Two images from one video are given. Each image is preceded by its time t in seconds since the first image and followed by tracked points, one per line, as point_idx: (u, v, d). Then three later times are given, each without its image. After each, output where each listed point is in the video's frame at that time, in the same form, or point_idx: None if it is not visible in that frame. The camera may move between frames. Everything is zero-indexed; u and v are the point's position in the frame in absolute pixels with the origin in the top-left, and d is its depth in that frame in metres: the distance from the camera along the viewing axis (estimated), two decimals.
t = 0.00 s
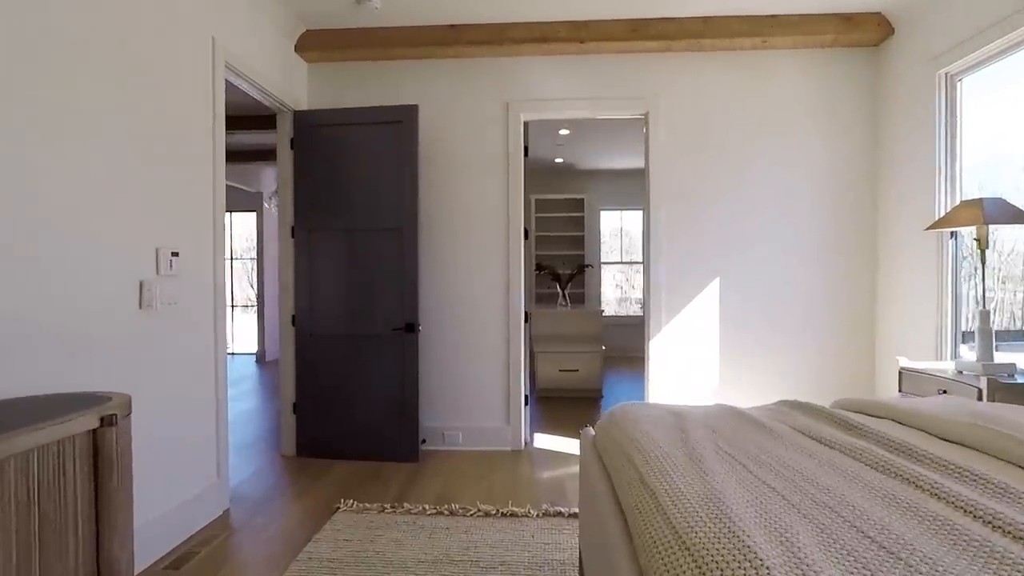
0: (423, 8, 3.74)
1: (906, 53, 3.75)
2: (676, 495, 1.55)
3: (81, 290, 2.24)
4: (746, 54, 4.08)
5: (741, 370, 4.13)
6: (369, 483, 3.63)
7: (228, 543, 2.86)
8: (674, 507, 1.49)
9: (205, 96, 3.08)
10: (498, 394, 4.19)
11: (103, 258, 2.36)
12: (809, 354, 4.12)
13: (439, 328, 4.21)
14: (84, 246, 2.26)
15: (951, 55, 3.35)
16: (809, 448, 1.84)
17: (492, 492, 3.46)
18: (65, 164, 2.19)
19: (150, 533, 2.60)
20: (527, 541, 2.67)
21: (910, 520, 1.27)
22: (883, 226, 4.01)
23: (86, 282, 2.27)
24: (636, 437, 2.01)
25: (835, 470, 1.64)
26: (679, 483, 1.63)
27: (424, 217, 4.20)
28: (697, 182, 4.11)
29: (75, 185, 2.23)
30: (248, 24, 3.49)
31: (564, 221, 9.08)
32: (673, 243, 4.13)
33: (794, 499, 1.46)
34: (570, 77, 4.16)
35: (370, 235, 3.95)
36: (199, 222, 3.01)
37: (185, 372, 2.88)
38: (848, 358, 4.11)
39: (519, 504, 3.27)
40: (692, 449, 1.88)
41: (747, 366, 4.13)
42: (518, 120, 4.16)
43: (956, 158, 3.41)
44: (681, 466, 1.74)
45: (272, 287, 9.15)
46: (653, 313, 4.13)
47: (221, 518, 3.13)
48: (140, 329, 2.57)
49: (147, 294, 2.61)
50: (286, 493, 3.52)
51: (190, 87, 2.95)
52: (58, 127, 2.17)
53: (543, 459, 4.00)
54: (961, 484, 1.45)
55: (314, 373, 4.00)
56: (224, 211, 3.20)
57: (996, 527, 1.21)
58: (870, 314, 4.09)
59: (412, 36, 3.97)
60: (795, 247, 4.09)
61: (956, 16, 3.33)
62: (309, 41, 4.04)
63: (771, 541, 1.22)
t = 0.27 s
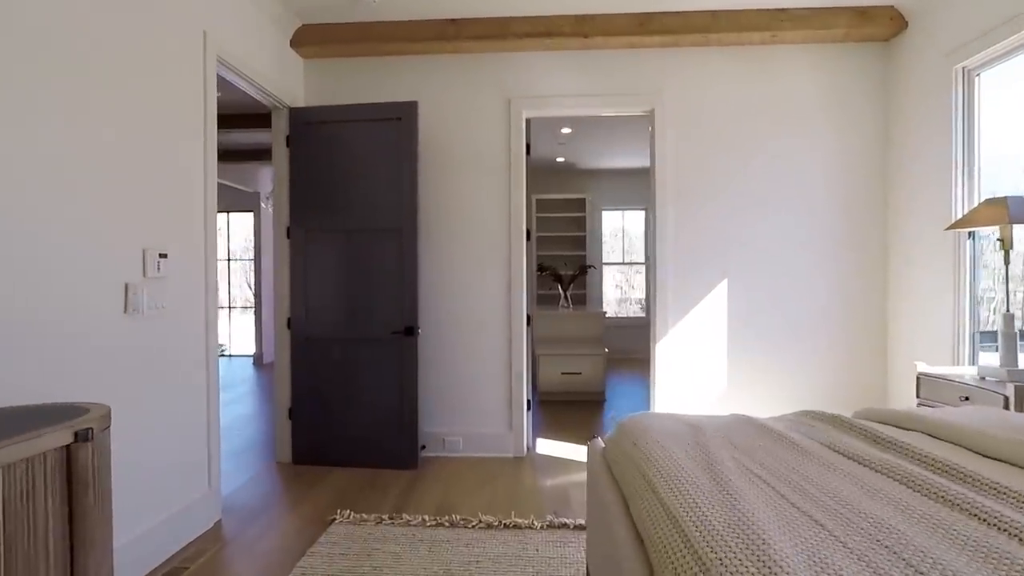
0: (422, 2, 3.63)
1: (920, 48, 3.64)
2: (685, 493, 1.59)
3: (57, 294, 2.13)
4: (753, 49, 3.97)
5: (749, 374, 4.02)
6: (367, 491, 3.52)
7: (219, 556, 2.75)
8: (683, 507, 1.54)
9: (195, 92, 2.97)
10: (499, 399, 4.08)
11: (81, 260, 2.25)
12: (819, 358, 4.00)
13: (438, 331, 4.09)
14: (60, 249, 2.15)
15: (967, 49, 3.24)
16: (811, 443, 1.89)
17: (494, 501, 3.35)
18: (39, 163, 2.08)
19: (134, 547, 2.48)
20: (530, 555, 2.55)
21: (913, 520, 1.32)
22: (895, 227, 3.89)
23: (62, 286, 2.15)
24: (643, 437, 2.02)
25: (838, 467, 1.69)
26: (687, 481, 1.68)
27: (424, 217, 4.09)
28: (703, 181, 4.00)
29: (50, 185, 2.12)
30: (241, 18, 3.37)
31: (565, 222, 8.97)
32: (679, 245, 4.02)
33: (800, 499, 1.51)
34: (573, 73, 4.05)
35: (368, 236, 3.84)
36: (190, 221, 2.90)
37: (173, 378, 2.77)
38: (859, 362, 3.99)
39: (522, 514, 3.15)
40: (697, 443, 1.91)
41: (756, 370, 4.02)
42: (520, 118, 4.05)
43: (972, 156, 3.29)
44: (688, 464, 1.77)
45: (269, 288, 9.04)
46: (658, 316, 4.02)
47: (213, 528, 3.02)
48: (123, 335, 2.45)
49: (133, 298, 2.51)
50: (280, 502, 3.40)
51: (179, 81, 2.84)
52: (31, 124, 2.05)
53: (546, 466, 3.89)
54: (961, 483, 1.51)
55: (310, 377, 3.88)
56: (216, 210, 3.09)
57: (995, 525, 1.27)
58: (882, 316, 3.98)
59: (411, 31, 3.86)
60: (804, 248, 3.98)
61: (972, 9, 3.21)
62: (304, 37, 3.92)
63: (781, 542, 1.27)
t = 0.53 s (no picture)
0: None
1: (932, 39, 3.53)
2: (686, 490, 1.58)
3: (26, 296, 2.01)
4: (760, 42, 3.85)
5: (755, 377, 3.90)
6: (362, 498, 3.40)
7: (205, 568, 2.63)
8: (683, 504, 1.52)
9: (180, 85, 2.84)
10: (498, 402, 3.97)
11: (57, 260, 2.13)
12: (828, 360, 3.89)
13: (437, 332, 3.98)
14: (33, 248, 2.03)
15: (982, 39, 3.13)
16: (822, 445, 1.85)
17: (493, 508, 3.23)
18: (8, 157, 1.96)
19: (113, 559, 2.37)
20: (531, 568, 2.44)
21: (916, 520, 1.29)
22: (906, 224, 3.78)
23: (33, 288, 2.03)
24: (646, 438, 1.98)
25: (846, 468, 1.66)
26: (690, 478, 1.66)
27: (421, 215, 3.97)
28: (709, 177, 3.89)
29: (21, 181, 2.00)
30: (231, 9, 3.25)
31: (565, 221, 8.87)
32: (683, 243, 3.90)
33: (803, 498, 1.49)
34: (573, 67, 3.93)
35: (363, 234, 3.72)
36: (175, 219, 2.78)
37: (156, 384, 2.65)
38: (870, 364, 3.88)
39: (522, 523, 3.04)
40: (704, 442, 1.89)
41: (762, 373, 3.90)
42: (520, 113, 3.93)
43: (989, 151, 3.18)
44: (692, 463, 1.75)
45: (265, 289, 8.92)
46: (662, 317, 3.90)
47: (200, 538, 2.90)
48: (102, 338, 2.33)
49: (112, 298, 2.38)
50: (271, 510, 3.28)
51: (165, 73, 2.72)
52: None
53: (546, 472, 3.77)
54: (972, 486, 1.46)
55: (303, 381, 3.77)
56: (203, 208, 2.97)
57: (1005, 528, 1.23)
58: (892, 317, 3.87)
59: (407, 23, 3.74)
60: (812, 246, 3.87)
61: None
62: (297, 29, 3.81)
63: (777, 539, 1.25)
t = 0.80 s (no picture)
0: None
1: (943, 29, 3.41)
2: (685, 493, 1.52)
3: None
4: (764, 33, 3.73)
5: (761, 379, 3.78)
6: (353, 505, 3.28)
7: None
8: (680, 506, 1.47)
9: (162, 74, 2.71)
10: (496, 406, 3.84)
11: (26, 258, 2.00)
12: (836, 362, 3.77)
13: (432, 333, 3.86)
14: None
15: (996, 28, 3.01)
16: (833, 450, 1.79)
17: (489, 515, 3.11)
18: None
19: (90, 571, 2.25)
20: None
21: (921, 524, 1.23)
22: (916, 221, 3.67)
23: None
24: (647, 444, 1.90)
25: (855, 472, 1.60)
26: (690, 480, 1.60)
27: (415, 212, 3.85)
28: (713, 173, 3.77)
29: None
30: None
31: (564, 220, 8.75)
32: (687, 241, 3.78)
33: (805, 502, 1.43)
34: (572, 59, 3.81)
35: (356, 232, 3.60)
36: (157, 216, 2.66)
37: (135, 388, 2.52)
38: (879, 365, 3.76)
39: (520, 531, 2.92)
40: (709, 445, 1.82)
41: (769, 375, 3.78)
42: (517, 106, 3.81)
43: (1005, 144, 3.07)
44: (694, 465, 1.69)
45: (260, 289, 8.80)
46: (664, 317, 3.78)
47: (183, 549, 2.76)
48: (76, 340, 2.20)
49: (85, 298, 2.23)
50: (259, 518, 3.15)
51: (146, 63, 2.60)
52: None
53: (545, 478, 3.66)
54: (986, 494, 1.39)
55: (294, 384, 3.64)
56: (186, 204, 2.84)
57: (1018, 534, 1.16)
58: (901, 317, 3.75)
59: (401, 14, 3.62)
60: (819, 244, 3.75)
61: None
62: (287, 21, 3.68)
63: (772, 542, 1.20)
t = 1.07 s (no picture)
0: None
1: (955, 20, 3.28)
2: (689, 507, 1.44)
3: None
4: (769, 26, 3.60)
5: (766, 384, 3.65)
6: (343, 514, 3.15)
7: None
8: (684, 523, 1.38)
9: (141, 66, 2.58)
10: (492, 411, 3.72)
11: None
12: (843, 367, 3.64)
13: (426, 336, 3.73)
14: None
15: (1013, 18, 2.88)
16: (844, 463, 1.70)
17: (484, 526, 2.99)
18: None
19: None
20: None
21: (944, 553, 1.14)
22: (927, 220, 3.54)
23: None
24: (648, 456, 1.81)
25: (868, 488, 1.51)
26: (693, 493, 1.52)
27: (408, 211, 3.72)
28: (716, 170, 3.64)
29: None
30: None
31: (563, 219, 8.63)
32: (689, 242, 3.65)
33: (817, 517, 1.35)
34: (571, 52, 3.68)
35: (346, 232, 3.47)
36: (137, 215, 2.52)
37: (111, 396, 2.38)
38: (889, 369, 3.63)
39: (516, 543, 2.80)
40: (713, 458, 1.73)
41: (774, 380, 3.65)
42: (514, 102, 3.68)
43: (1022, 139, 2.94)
44: (697, 479, 1.60)
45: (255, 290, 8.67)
46: (667, 320, 3.65)
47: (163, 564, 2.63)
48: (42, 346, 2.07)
49: (50, 302, 2.10)
50: (244, 529, 3.02)
51: (126, 53, 2.47)
52: None
53: (544, 486, 3.53)
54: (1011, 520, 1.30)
55: (283, 389, 3.52)
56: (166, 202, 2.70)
57: None
58: (911, 319, 3.62)
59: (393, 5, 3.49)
60: (826, 244, 3.62)
61: None
62: (275, 12, 3.55)
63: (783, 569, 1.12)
